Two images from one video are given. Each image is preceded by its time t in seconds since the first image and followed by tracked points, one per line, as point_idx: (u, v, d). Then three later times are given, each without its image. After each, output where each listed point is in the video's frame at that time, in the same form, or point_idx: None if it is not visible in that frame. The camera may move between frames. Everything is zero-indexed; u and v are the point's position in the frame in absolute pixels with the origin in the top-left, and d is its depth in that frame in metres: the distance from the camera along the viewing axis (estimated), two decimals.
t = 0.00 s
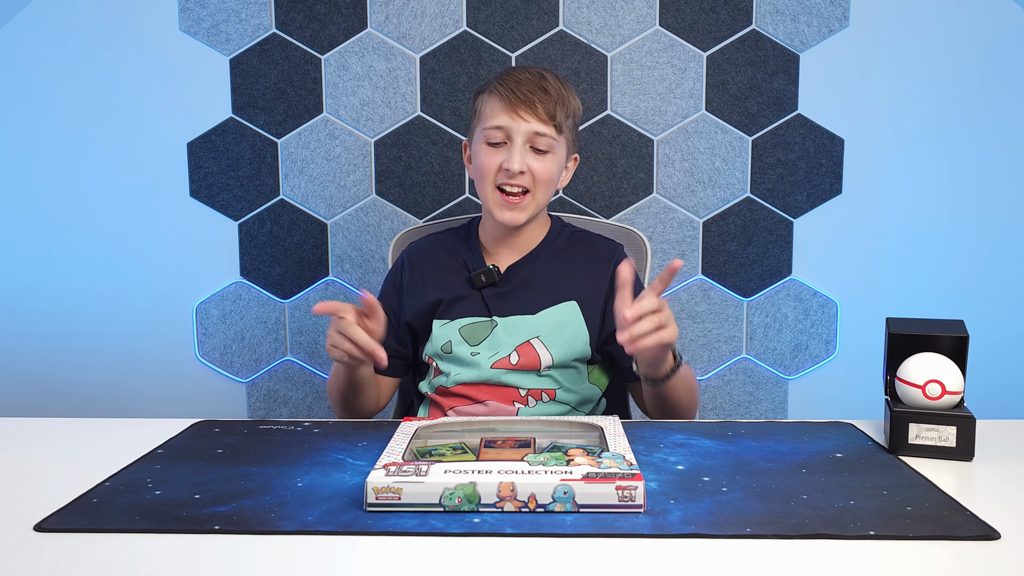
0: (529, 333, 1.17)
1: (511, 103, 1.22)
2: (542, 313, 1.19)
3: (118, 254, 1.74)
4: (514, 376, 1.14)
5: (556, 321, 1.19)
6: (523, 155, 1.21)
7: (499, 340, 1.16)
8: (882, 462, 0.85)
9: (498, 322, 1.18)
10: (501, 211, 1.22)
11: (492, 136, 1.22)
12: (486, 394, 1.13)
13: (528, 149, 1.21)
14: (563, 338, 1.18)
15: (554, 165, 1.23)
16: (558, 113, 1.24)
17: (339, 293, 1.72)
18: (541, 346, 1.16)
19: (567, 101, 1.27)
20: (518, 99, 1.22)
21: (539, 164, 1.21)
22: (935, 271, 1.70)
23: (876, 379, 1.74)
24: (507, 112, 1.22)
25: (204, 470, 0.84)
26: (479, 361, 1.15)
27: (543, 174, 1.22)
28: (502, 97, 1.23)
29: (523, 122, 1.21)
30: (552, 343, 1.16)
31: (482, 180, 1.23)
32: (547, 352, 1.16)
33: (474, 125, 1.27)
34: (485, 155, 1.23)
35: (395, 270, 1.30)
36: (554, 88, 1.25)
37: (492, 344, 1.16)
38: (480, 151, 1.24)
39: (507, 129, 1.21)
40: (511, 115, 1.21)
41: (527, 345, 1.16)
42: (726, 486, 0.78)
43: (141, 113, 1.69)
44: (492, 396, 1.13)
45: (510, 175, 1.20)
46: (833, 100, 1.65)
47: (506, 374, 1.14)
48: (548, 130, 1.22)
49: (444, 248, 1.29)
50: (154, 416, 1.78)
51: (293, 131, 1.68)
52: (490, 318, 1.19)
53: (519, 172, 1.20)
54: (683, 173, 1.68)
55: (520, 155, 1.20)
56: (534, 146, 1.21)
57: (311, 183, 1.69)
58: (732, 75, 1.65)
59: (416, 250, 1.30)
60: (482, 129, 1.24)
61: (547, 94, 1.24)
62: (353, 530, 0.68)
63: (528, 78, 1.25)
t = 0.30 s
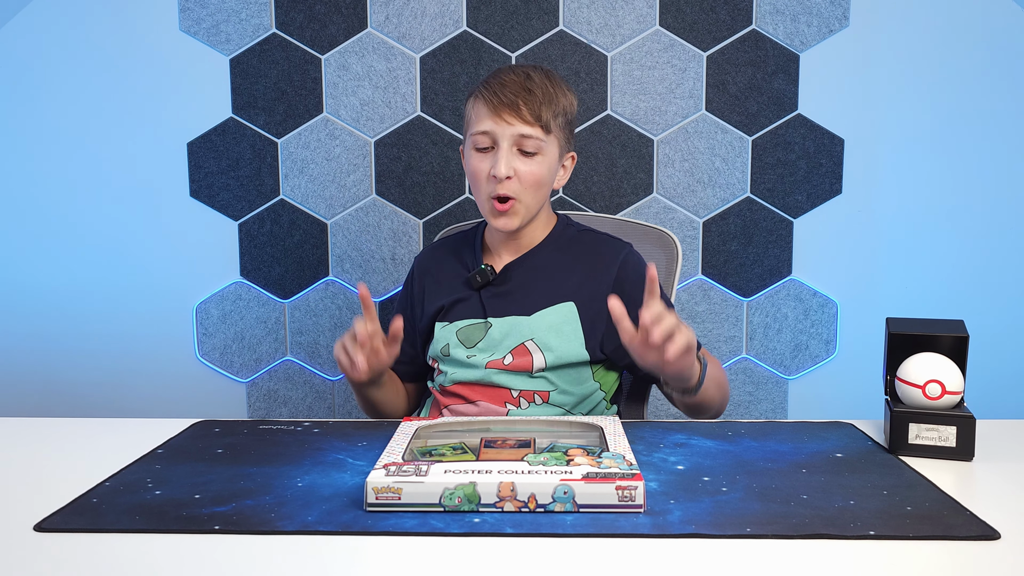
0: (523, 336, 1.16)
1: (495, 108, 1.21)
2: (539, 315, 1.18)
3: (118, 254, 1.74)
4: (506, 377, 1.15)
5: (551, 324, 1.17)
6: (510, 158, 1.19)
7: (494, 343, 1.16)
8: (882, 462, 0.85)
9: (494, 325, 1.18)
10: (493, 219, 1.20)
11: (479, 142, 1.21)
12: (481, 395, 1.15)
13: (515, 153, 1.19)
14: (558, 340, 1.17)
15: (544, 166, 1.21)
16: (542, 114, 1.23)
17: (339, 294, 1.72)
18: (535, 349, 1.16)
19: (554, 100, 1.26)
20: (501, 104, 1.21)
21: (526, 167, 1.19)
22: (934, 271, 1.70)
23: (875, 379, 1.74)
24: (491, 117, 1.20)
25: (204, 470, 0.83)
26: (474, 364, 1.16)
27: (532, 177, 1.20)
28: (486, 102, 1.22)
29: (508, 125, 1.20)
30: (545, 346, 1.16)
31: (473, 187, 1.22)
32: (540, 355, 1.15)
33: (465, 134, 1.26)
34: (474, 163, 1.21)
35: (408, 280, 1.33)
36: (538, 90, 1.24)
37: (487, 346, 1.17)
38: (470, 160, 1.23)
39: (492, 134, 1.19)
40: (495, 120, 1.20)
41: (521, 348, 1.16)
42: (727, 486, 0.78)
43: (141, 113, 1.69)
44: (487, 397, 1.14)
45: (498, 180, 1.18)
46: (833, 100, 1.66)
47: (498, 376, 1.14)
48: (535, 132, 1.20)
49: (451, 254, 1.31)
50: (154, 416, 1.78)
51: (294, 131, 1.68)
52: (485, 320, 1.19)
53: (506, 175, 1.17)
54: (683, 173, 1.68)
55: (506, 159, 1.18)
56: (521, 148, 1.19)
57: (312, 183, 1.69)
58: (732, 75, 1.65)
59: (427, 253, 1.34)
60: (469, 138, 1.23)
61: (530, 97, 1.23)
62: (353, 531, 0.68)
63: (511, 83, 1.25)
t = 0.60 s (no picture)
0: (524, 332, 1.17)
1: (505, 107, 1.20)
2: (543, 311, 1.18)
3: (120, 255, 1.74)
4: (505, 375, 1.15)
5: (552, 321, 1.17)
6: (518, 158, 1.18)
7: (494, 339, 1.17)
8: (881, 462, 0.85)
9: (495, 321, 1.18)
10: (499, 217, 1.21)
11: (489, 142, 1.20)
12: (479, 392, 1.15)
13: (523, 153, 1.19)
14: (558, 338, 1.16)
15: (552, 167, 1.21)
16: (553, 115, 1.22)
17: (339, 294, 1.72)
18: (535, 345, 1.16)
19: (567, 101, 1.25)
20: (513, 103, 1.20)
21: (534, 167, 1.19)
22: (934, 271, 1.70)
23: (875, 380, 1.74)
24: (501, 116, 1.20)
25: (204, 470, 0.83)
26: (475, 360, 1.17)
27: (539, 178, 1.20)
28: (497, 101, 1.21)
29: (518, 126, 1.19)
30: (546, 343, 1.16)
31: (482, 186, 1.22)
32: (540, 352, 1.15)
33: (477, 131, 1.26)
34: (484, 160, 1.21)
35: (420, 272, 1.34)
36: (548, 91, 1.23)
37: (488, 342, 1.18)
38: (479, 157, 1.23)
39: (502, 134, 1.19)
40: (505, 119, 1.20)
41: (521, 344, 1.16)
42: (727, 486, 0.78)
43: (141, 113, 1.69)
44: (485, 394, 1.15)
45: (504, 180, 1.18)
46: (833, 100, 1.66)
47: (497, 373, 1.14)
48: (544, 133, 1.20)
49: (463, 250, 1.32)
50: (154, 416, 1.78)
51: (294, 131, 1.68)
52: (490, 317, 1.19)
53: (513, 176, 1.17)
54: (683, 173, 1.68)
55: (514, 159, 1.18)
56: (530, 149, 1.19)
57: (312, 183, 1.69)
58: (732, 75, 1.65)
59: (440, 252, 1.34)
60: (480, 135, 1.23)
61: (542, 97, 1.22)
62: (353, 531, 0.68)
63: (524, 81, 1.24)
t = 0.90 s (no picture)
0: (525, 334, 1.17)
1: (538, 94, 1.23)
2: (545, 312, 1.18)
3: (120, 255, 1.74)
4: (505, 376, 1.14)
5: (554, 323, 1.17)
6: (546, 144, 1.21)
7: (494, 340, 1.17)
8: (882, 462, 0.85)
9: (496, 322, 1.18)
10: (517, 202, 1.21)
11: (517, 125, 1.22)
12: (478, 392, 1.15)
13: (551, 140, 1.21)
14: (558, 341, 1.16)
15: (575, 159, 1.23)
16: (582, 110, 1.25)
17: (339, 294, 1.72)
18: (535, 347, 1.16)
19: (593, 102, 1.29)
20: (546, 90, 1.23)
21: (560, 156, 1.21)
22: (934, 272, 1.70)
23: (874, 381, 1.74)
24: (534, 101, 1.23)
25: (204, 470, 0.83)
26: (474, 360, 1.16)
27: (563, 167, 1.21)
28: (529, 88, 1.24)
29: (549, 112, 1.22)
30: (546, 345, 1.16)
31: (503, 169, 1.22)
32: (540, 354, 1.15)
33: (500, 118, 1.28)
34: (509, 145, 1.23)
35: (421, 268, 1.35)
36: (580, 86, 1.27)
37: (489, 343, 1.17)
38: (503, 141, 1.24)
39: (532, 118, 1.22)
40: (537, 106, 1.22)
41: (521, 346, 1.16)
42: (726, 486, 0.78)
43: (141, 113, 1.69)
44: (483, 394, 1.14)
45: (531, 162, 1.19)
46: (833, 100, 1.66)
47: (497, 374, 1.14)
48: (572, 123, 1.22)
49: (464, 247, 1.32)
50: (154, 416, 1.78)
51: (294, 131, 1.68)
52: (490, 317, 1.19)
53: (541, 159, 1.19)
54: (683, 173, 1.68)
55: (543, 144, 1.20)
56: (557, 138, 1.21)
57: (312, 183, 1.69)
58: (732, 75, 1.65)
59: (443, 246, 1.34)
60: (507, 120, 1.24)
61: (574, 90, 1.25)
62: (353, 531, 0.68)
63: (557, 75, 1.27)
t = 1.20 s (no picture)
0: (536, 338, 1.16)
1: (553, 95, 1.24)
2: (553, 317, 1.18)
3: (121, 255, 1.74)
4: (517, 378, 1.15)
5: (564, 326, 1.17)
6: (559, 146, 1.22)
7: (505, 343, 1.16)
8: (882, 462, 0.85)
9: (506, 325, 1.18)
10: (527, 201, 1.21)
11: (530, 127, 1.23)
12: (490, 394, 1.15)
13: (564, 142, 1.22)
14: (569, 344, 1.16)
15: (586, 163, 1.24)
16: (594, 113, 1.26)
17: (339, 294, 1.72)
18: (547, 352, 1.16)
19: (604, 106, 1.30)
20: (561, 93, 1.24)
21: (573, 158, 1.22)
22: (933, 271, 1.70)
23: (874, 381, 1.74)
24: (549, 103, 1.23)
25: (204, 470, 0.83)
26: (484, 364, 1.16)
27: (575, 169, 1.22)
28: (544, 89, 1.25)
29: (563, 114, 1.23)
30: (558, 348, 1.16)
31: (516, 171, 1.23)
32: (552, 357, 1.15)
33: (511, 117, 1.28)
34: (521, 144, 1.23)
35: (417, 269, 1.33)
36: (592, 89, 1.28)
37: (499, 345, 1.17)
38: (514, 140, 1.25)
39: (547, 120, 1.22)
40: (552, 107, 1.23)
41: (533, 349, 1.16)
42: (727, 486, 0.78)
43: (141, 113, 1.69)
44: (496, 396, 1.14)
45: (545, 164, 1.20)
46: (832, 100, 1.66)
47: (509, 376, 1.14)
48: (585, 127, 1.24)
49: (462, 248, 1.31)
50: (154, 416, 1.78)
51: (294, 131, 1.68)
52: (499, 320, 1.18)
53: (555, 161, 1.20)
54: (682, 173, 1.68)
55: (557, 146, 1.21)
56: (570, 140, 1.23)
57: (312, 183, 1.69)
58: (732, 75, 1.65)
59: (442, 246, 1.33)
60: (521, 119, 1.25)
61: (588, 94, 1.27)
62: (353, 531, 0.68)
63: (571, 77, 1.28)
